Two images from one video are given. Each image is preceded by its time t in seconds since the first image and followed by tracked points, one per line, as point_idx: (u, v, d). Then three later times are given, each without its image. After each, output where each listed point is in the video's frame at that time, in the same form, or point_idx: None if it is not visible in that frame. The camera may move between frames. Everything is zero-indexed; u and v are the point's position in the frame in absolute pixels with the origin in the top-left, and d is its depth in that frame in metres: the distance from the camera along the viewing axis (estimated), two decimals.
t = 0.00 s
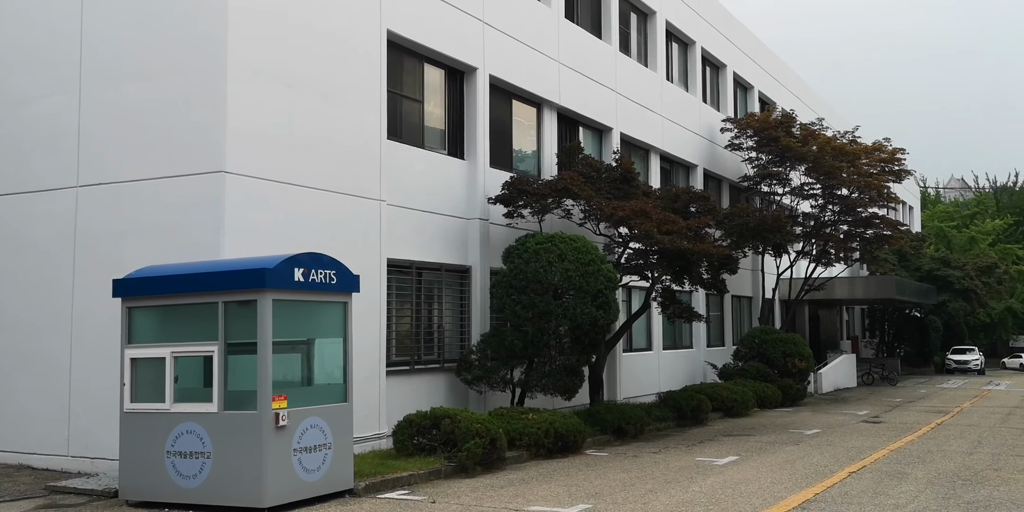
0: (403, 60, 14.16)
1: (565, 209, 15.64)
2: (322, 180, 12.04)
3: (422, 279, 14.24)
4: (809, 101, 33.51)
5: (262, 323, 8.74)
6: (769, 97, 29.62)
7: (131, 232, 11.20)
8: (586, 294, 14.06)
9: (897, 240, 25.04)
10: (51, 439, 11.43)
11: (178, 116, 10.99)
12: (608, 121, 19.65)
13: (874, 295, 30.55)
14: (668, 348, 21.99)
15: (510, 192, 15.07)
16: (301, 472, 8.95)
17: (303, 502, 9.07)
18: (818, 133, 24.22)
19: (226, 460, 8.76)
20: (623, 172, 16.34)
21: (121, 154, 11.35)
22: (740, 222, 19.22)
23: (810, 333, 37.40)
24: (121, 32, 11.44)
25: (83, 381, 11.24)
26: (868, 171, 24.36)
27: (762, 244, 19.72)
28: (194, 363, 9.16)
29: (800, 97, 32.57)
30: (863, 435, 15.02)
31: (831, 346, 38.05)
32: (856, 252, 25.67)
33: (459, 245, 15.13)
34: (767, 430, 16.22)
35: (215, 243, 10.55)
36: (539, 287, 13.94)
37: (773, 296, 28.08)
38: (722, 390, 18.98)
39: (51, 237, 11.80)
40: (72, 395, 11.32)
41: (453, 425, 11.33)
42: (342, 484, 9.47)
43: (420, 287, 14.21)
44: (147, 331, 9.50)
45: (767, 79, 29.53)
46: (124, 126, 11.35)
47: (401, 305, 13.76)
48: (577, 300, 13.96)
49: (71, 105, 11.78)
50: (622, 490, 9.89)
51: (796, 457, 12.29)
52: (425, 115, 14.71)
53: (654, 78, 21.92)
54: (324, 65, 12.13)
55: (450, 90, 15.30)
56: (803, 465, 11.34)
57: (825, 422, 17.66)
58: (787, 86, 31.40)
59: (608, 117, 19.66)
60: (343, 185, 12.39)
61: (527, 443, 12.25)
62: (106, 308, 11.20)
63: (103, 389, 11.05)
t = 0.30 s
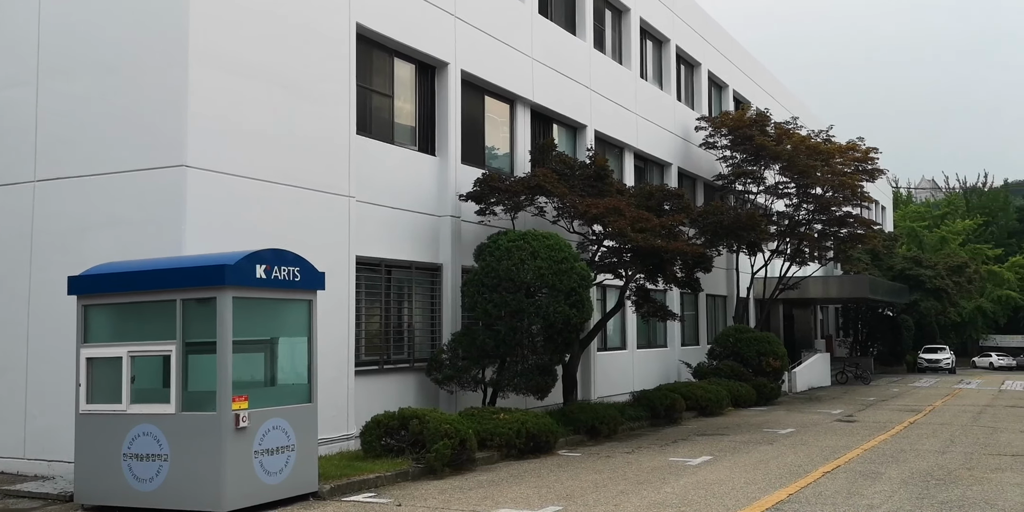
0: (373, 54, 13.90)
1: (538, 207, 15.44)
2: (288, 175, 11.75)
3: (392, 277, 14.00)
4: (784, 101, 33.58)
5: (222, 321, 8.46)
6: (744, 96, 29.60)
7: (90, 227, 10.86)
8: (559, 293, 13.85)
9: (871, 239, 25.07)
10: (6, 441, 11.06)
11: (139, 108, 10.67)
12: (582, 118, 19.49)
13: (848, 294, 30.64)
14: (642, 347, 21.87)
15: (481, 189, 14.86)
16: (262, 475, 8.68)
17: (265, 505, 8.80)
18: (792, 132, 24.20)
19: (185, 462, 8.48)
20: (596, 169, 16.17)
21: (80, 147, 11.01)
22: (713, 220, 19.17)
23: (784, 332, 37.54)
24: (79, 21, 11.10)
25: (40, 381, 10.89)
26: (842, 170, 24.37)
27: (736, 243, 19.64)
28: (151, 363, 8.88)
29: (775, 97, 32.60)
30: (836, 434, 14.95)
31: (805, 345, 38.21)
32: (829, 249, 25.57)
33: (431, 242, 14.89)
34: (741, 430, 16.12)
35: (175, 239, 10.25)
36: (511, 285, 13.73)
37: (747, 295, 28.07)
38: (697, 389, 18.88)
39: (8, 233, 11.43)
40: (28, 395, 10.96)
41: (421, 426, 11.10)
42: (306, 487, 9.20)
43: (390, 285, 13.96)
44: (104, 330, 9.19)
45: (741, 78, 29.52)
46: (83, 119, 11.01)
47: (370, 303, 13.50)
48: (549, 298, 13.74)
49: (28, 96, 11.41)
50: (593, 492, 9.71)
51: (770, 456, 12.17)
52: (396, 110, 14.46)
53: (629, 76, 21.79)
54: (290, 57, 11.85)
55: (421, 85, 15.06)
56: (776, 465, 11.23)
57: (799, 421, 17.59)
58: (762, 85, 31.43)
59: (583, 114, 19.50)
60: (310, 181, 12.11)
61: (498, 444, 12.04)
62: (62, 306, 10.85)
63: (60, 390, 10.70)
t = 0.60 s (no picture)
0: (345, 46, 13.63)
1: (514, 203, 15.22)
2: (256, 169, 11.46)
3: (365, 275, 13.73)
4: (764, 100, 33.58)
5: (182, 319, 8.16)
6: (724, 94, 29.53)
7: (50, 222, 10.54)
8: (535, 290, 13.63)
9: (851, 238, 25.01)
10: None
11: (101, 99, 10.35)
12: (561, 114, 19.29)
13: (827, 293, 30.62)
14: (621, 346, 21.70)
15: (456, 185, 14.63)
16: (225, 478, 8.39)
17: (228, 509, 8.51)
18: (772, 130, 24.10)
19: (144, 465, 8.19)
20: (574, 166, 15.98)
21: (40, 139, 10.67)
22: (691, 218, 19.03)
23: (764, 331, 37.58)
24: (39, 9, 10.77)
25: None
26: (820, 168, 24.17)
27: (716, 240, 19.50)
28: (110, 362, 8.57)
29: (755, 96, 32.59)
30: (815, 433, 14.83)
31: (785, 344, 38.25)
32: (805, 247, 25.08)
33: (405, 239, 14.63)
34: (719, 429, 15.98)
35: (138, 233, 9.94)
36: (486, 283, 13.51)
37: (727, 294, 28.00)
38: (675, 388, 18.74)
39: None
40: None
41: (393, 427, 10.86)
42: (271, 489, 8.92)
43: (363, 283, 13.69)
44: (60, 328, 8.87)
45: (721, 77, 29.46)
46: (43, 110, 10.68)
47: (342, 301, 13.22)
48: (525, 296, 13.52)
49: None
50: (568, 493, 9.51)
51: (748, 456, 12.02)
52: (369, 104, 14.19)
53: (608, 73, 21.63)
54: (258, 49, 11.55)
55: (396, 79, 14.79)
56: (754, 465, 11.07)
57: (778, 421, 17.48)
58: (742, 84, 31.39)
59: (561, 111, 19.31)
60: (279, 175, 11.83)
61: (472, 445, 11.81)
62: (21, 303, 10.51)
63: (18, 389, 10.37)
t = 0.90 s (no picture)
0: (324, 42, 13.36)
1: (497, 202, 14.98)
2: (231, 166, 11.19)
3: (344, 274, 13.47)
4: (749, 99, 33.50)
5: (149, 320, 7.89)
6: (709, 93, 29.40)
7: (18, 219, 10.24)
8: (518, 290, 13.38)
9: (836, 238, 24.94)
10: None
11: (70, 93, 10.05)
12: (545, 112, 19.07)
13: (812, 293, 30.56)
14: (606, 347, 21.51)
15: (437, 183, 14.38)
16: (194, 484, 8.12)
17: None
18: (758, 130, 23.96)
19: (111, 471, 7.91)
20: (558, 164, 15.75)
21: (8, 134, 10.37)
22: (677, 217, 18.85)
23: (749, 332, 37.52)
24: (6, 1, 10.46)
25: None
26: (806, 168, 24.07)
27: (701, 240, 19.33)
28: (75, 365, 8.29)
29: (740, 95, 32.49)
30: (801, 435, 14.67)
31: (770, 344, 38.22)
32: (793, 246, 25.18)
33: (385, 238, 14.37)
34: (704, 431, 15.81)
35: (108, 231, 9.65)
36: (468, 283, 13.27)
37: (712, 294, 27.86)
38: (661, 389, 18.55)
39: None
40: None
41: (371, 430, 10.60)
42: (244, 495, 8.65)
43: (342, 283, 13.42)
44: (24, 330, 8.58)
45: (707, 76, 29.33)
46: (11, 105, 10.38)
47: (321, 302, 12.95)
48: (508, 296, 13.30)
49: None
50: (549, 498, 9.29)
51: (733, 459, 11.83)
52: (349, 101, 13.93)
53: (593, 71, 21.43)
54: (233, 43, 11.27)
55: (376, 76, 14.53)
56: (740, 468, 10.88)
57: (764, 422, 17.32)
58: (727, 83, 31.28)
59: (545, 109, 19.09)
60: (255, 172, 11.56)
61: (453, 448, 11.57)
62: None
63: None
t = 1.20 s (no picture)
0: (308, 34, 13.09)
1: (485, 199, 14.74)
2: (211, 161, 10.91)
3: (327, 272, 13.20)
4: (740, 98, 33.36)
5: (122, 318, 7.61)
6: (700, 92, 29.23)
7: None
8: (505, 289, 13.18)
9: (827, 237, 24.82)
10: None
11: (45, 85, 9.76)
12: (533, 109, 18.84)
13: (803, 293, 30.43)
14: (595, 346, 21.29)
15: (423, 179, 14.12)
16: (167, 487, 7.85)
17: None
18: (749, 128, 23.78)
19: (81, 474, 7.65)
20: (547, 161, 15.51)
21: None
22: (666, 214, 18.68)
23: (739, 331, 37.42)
24: None
25: None
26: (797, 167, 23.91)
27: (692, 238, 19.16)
28: (44, 363, 8.01)
29: (730, 94, 32.34)
30: (792, 436, 14.48)
31: (760, 344, 38.12)
32: (784, 246, 25.10)
33: (370, 236, 14.11)
34: (695, 431, 15.61)
35: (82, 227, 9.37)
36: (454, 281, 13.04)
37: (702, 293, 27.69)
38: (650, 389, 18.35)
39: None
40: None
41: (353, 431, 10.34)
42: (221, 498, 8.38)
43: (326, 281, 13.16)
44: None
45: (697, 74, 29.16)
46: None
47: (305, 300, 12.69)
48: (494, 294, 13.07)
49: None
50: (536, 501, 9.05)
51: (723, 460, 11.62)
52: (333, 95, 13.67)
53: (582, 67, 21.22)
54: (213, 34, 10.99)
55: (361, 70, 14.27)
56: (731, 470, 10.67)
57: (754, 422, 17.13)
58: (718, 82, 31.13)
59: (534, 105, 18.86)
60: (236, 167, 11.29)
61: (438, 449, 11.33)
62: None
63: None
